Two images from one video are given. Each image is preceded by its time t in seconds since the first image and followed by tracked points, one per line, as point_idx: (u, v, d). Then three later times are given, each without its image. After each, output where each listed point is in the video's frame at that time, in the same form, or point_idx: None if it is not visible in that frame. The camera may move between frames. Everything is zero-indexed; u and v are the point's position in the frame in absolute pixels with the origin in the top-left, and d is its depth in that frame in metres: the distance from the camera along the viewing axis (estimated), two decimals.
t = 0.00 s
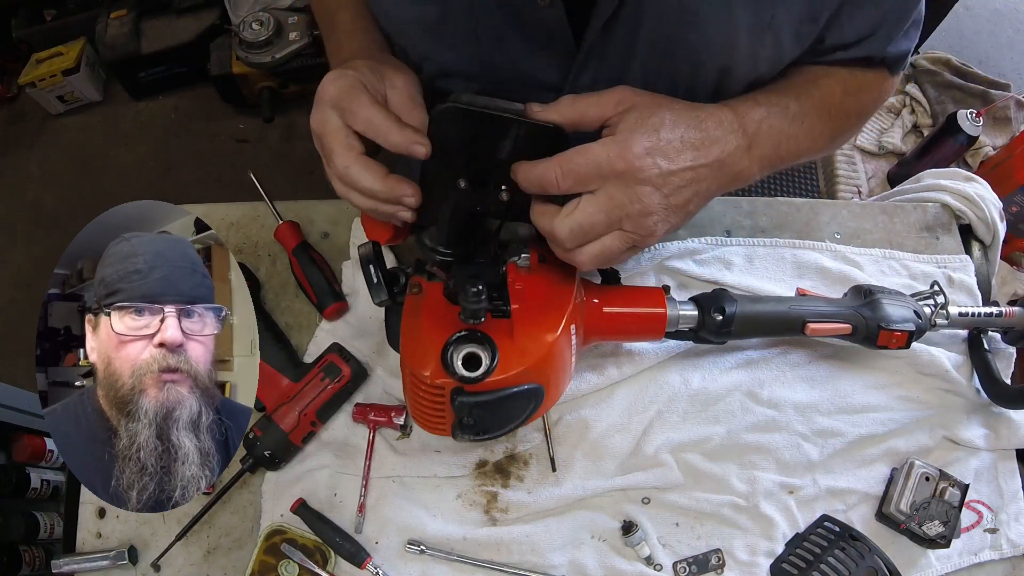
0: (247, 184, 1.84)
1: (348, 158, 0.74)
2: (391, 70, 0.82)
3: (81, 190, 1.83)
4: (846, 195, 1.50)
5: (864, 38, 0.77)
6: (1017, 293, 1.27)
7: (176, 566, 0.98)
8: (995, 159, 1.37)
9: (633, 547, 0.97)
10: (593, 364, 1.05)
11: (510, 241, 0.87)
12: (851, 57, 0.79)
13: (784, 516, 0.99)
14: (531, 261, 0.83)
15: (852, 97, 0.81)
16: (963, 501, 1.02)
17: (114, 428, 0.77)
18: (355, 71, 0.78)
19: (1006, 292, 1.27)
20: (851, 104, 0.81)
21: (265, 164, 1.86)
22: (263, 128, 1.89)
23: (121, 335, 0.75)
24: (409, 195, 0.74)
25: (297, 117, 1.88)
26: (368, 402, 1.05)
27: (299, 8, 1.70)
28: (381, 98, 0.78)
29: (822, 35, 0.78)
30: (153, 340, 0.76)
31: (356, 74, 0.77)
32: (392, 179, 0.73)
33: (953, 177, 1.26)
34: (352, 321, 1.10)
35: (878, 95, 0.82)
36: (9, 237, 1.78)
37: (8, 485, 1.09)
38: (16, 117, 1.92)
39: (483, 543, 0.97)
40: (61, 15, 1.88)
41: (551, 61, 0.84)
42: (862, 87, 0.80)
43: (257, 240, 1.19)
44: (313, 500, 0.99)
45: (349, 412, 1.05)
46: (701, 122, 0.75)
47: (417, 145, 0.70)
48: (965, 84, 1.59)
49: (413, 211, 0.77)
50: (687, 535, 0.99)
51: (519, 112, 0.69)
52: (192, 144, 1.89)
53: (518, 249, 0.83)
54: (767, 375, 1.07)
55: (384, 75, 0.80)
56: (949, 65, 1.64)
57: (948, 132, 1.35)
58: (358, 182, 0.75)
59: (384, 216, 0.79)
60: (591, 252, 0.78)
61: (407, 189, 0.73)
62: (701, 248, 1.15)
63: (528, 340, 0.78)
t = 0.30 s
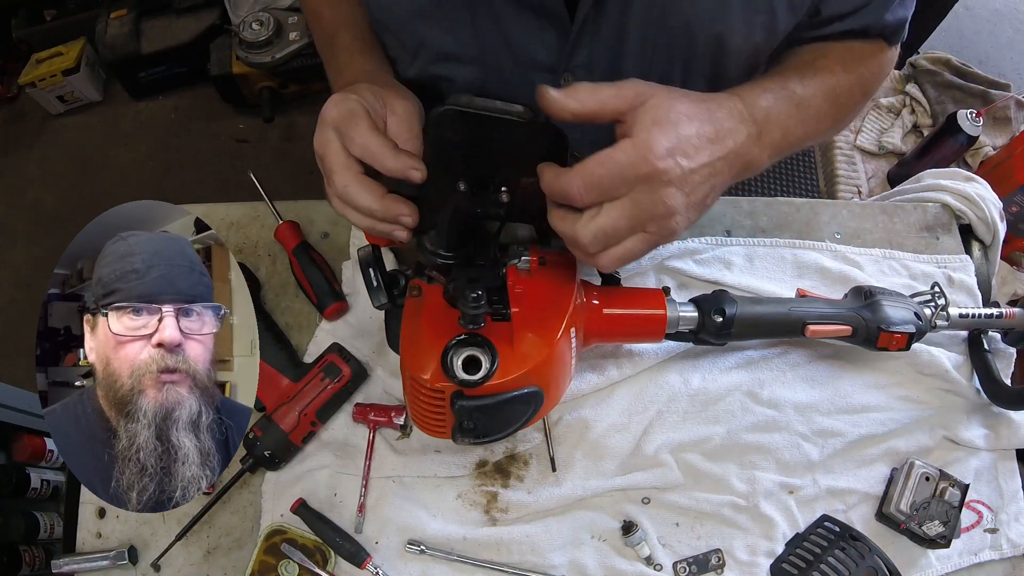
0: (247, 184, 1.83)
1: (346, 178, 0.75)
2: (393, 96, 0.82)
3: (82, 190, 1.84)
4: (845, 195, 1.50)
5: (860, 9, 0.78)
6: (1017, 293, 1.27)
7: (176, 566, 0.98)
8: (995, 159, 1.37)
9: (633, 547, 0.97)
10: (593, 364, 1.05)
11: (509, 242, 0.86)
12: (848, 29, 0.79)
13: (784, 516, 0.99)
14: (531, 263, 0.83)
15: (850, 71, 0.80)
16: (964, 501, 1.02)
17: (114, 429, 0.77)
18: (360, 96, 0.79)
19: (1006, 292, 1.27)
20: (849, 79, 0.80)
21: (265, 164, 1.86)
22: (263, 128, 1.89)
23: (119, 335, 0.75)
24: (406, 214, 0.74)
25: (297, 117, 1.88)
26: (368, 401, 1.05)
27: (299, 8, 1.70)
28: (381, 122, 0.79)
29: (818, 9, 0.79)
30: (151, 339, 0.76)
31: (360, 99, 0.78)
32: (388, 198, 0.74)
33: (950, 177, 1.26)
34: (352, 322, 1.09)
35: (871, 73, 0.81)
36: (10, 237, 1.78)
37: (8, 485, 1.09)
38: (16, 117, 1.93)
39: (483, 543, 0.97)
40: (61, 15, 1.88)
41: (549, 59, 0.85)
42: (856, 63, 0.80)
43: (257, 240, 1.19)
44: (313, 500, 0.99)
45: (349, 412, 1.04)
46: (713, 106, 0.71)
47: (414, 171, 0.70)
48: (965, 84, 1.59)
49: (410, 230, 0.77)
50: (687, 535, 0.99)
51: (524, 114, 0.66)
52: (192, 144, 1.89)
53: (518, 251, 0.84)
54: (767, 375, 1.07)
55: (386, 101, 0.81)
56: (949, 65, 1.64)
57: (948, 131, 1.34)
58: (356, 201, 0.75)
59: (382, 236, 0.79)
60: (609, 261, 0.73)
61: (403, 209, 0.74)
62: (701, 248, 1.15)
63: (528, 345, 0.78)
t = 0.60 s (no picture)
0: (247, 184, 1.83)
1: (348, 175, 0.77)
2: (394, 96, 0.84)
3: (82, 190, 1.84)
4: (846, 195, 1.48)
5: None
6: (1017, 293, 1.26)
7: (176, 566, 0.98)
8: (995, 159, 1.37)
9: (633, 547, 0.96)
10: (593, 364, 1.05)
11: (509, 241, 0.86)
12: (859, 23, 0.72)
13: (784, 516, 0.99)
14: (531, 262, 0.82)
15: (878, 64, 0.68)
16: (964, 501, 1.02)
17: (114, 430, 0.77)
18: (361, 96, 0.81)
19: (1006, 292, 1.27)
20: (881, 73, 0.68)
21: (265, 164, 1.86)
22: (263, 128, 1.89)
23: (120, 336, 0.75)
24: (408, 207, 0.75)
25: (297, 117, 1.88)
26: (368, 401, 1.05)
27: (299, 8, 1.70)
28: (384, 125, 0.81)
29: None
30: (152, 340, 0.76)
31: (360, 99, 0.80)
32: (390, 193, 0.75)
33: (952, 177, 1.26)
34: (352, 322, 1.09)
35: (910, 57, 0.69)
36: (9, 237, 1.78)
37: (8, 485, 1.09)
38: (16, 117, 1.92)
39: (483, 543, 0.97)
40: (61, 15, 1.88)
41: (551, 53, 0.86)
42: (885, 52, 0.68)
43: (257, 240, 1.19)
44: (313, 500, 0.99)
45: (349, 412, 1.05)
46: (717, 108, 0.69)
47: (415, 164, 0.73)
48: (965, 84, 1.59)
49: (413, 223, 0.78)
50: (687, 535, 0.99)
51: (525, 112, 0.66)
52: (192, 144, 1.89)
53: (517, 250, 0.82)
54: (767, 375, 1.07)
55: (388, 100, 0.83)
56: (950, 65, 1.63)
57: (948, 132, 1.34)
58: (359, 197, 0.77)
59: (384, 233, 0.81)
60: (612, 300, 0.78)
61: (405, 201, 0.75)
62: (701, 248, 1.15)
63: (529, 342, 0.78)
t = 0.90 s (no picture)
0: (247, 184, 1.83)
1: (347, 175, 0.77)
2: (393, 96, 0.84)
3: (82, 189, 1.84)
4: (846, 195, 1.48)
5: None
6: (1017, 293, 1.26)
7: (176, 566, 0.98)
8: (995, 159, 1.37)
9: (633, 547, 0.96)
10: (593, 364, 1.05)
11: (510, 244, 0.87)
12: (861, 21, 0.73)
13: (784, 516, 0.99)
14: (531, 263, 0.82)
15: (879, 57, 0.68)
16: (964, 501, 1.02)
17: (129, 433, 0.75)
18: (360, 97, 0.81)
19: (1006, 292, 1.27)
20: (881, 66, 0.68)
21: (265, 164, 1.86)
22: (263, 128, 1.89)
23: (130, 337, 0.73)
24: (408, 207, 0.75)
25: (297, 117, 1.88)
26: (368, 401, 1.05)
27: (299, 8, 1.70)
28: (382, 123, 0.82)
29: None
30: (164, 340, 0.74)
31: (360, 100, 0.80)
32: (389, 192, 0.75)
33: (951, 177, 1.26)
34: (352, 321, 1.09)
35: (912, 51, 0.69)
36: (10, 237, 1.78)
37: (8, 485, 1.09)
38: (16, 118, 1.93)
39: (483, 543, 0.97)
40: (61, 15, 1.88)
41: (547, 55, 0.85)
42: (886, 46, 0.69)
43: (257, 239, 1.19)
44: (313, 500, 0.99)
45: (349, 412, 1.05)
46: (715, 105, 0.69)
47: (414, 164, 0.73)
48: (965, 84, 1.58)
49: (412, 223, 0.78)
50: (687, 535, 0.99)
51: (526, 113, 0.66)
52: (193, 143, 1.89)
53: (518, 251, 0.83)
54: (767, 375, 1.07)
55: (387, 100, 0.83)
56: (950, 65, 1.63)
57: (948, 132, 1.34)
58: (357, 197, 0.77)
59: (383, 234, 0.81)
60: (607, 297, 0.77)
61: (405, 201, 0.75)
62: (701, 248, 1.15)
63: (529, 343, 0.78)
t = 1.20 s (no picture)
0: (247, 184, 1.83)
1: (346, 176, 0.77)
2: (393, 96, 0.84)
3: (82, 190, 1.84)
4: (846, 195, 1.48)
5: None
6: (1017, 293, 1.26)
7: (176, 566, 0.98)
8: (995, 159, 1.37)
9: (633, 547, 0.96)
10: (593, 364, 1.05)
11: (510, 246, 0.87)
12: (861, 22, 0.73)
13: (784, 516, 0.99)
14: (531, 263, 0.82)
15: (880, 61, 0.68)
16: (964, 501, 1.02)
17: (144, 434, 0.73)
18: (360, 98, 0.81)
19: (1006, 292, 1.27)
20: (881, 71, 0.68)
21: (265, 164, 1.85)
22: (263, 128, 1.89)
23: (140, 337, 0.71)
24: (407, 208, 0.75)
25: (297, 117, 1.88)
26: (368, 401, 1.05)
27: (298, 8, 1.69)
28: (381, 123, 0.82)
29: None
30: (175, 339, 0.73)
31: (359, 101, 0.80)
32: (389, 193, 0.75)
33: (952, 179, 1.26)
34: (352, 321, 1.09)
35: (911, 56, 0.68)
36: (10, 237, 1.78)
37: (8, 485, 1.09)
38: (16, 118, 1.93)
39: (483, 543, 0.97)
40: (61, 15, 1.88)
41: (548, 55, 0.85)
42: (886, 50, 0.69)
43: (257, 240, 1.19)
44: (313, 500, 0.99)
45: (349, 412, 1.05)
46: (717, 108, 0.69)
47: (413, 165, 0.73)
48: (965, 84, 1.58)
49: (412, 224, 0.78)
50: (687, 535, 0.99)
51: (526, 114, 0.66)
52: (193, 143, 1.89)
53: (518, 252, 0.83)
54: (767, 375, 1.07)
55: (386, 101, 0.83)
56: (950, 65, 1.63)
57: (948, 132, 1.35)
58: (356, 198, 0.77)
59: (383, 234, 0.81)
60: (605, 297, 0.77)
61: (405, 202, 0.75)
62: (701, 248, 1.15)
63: (529, 345, 0.78)
